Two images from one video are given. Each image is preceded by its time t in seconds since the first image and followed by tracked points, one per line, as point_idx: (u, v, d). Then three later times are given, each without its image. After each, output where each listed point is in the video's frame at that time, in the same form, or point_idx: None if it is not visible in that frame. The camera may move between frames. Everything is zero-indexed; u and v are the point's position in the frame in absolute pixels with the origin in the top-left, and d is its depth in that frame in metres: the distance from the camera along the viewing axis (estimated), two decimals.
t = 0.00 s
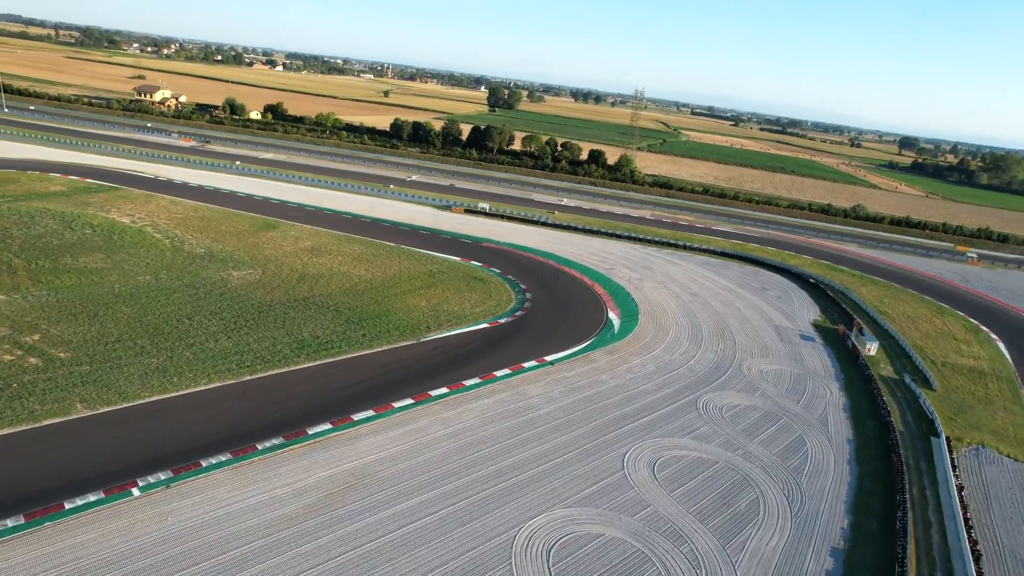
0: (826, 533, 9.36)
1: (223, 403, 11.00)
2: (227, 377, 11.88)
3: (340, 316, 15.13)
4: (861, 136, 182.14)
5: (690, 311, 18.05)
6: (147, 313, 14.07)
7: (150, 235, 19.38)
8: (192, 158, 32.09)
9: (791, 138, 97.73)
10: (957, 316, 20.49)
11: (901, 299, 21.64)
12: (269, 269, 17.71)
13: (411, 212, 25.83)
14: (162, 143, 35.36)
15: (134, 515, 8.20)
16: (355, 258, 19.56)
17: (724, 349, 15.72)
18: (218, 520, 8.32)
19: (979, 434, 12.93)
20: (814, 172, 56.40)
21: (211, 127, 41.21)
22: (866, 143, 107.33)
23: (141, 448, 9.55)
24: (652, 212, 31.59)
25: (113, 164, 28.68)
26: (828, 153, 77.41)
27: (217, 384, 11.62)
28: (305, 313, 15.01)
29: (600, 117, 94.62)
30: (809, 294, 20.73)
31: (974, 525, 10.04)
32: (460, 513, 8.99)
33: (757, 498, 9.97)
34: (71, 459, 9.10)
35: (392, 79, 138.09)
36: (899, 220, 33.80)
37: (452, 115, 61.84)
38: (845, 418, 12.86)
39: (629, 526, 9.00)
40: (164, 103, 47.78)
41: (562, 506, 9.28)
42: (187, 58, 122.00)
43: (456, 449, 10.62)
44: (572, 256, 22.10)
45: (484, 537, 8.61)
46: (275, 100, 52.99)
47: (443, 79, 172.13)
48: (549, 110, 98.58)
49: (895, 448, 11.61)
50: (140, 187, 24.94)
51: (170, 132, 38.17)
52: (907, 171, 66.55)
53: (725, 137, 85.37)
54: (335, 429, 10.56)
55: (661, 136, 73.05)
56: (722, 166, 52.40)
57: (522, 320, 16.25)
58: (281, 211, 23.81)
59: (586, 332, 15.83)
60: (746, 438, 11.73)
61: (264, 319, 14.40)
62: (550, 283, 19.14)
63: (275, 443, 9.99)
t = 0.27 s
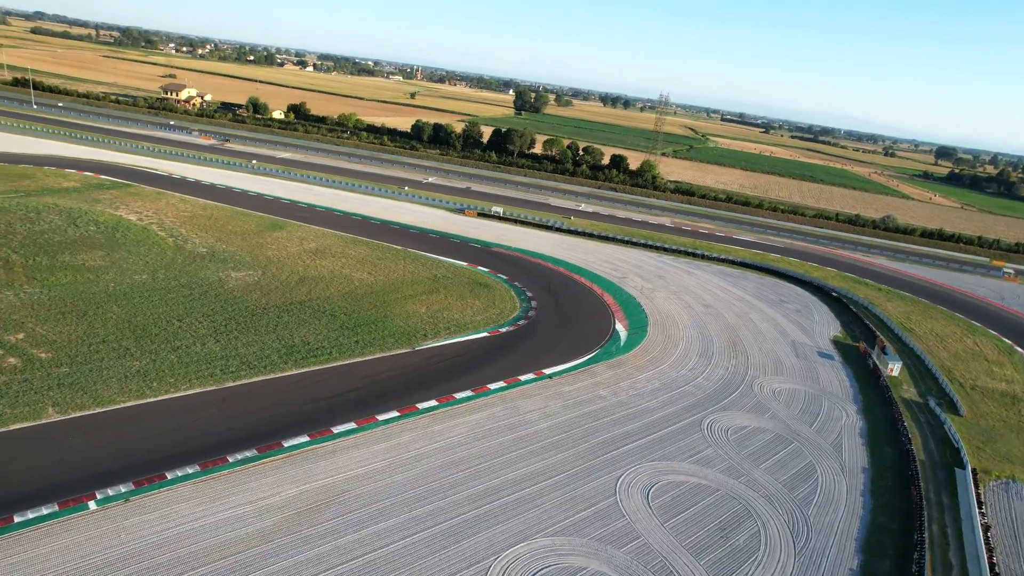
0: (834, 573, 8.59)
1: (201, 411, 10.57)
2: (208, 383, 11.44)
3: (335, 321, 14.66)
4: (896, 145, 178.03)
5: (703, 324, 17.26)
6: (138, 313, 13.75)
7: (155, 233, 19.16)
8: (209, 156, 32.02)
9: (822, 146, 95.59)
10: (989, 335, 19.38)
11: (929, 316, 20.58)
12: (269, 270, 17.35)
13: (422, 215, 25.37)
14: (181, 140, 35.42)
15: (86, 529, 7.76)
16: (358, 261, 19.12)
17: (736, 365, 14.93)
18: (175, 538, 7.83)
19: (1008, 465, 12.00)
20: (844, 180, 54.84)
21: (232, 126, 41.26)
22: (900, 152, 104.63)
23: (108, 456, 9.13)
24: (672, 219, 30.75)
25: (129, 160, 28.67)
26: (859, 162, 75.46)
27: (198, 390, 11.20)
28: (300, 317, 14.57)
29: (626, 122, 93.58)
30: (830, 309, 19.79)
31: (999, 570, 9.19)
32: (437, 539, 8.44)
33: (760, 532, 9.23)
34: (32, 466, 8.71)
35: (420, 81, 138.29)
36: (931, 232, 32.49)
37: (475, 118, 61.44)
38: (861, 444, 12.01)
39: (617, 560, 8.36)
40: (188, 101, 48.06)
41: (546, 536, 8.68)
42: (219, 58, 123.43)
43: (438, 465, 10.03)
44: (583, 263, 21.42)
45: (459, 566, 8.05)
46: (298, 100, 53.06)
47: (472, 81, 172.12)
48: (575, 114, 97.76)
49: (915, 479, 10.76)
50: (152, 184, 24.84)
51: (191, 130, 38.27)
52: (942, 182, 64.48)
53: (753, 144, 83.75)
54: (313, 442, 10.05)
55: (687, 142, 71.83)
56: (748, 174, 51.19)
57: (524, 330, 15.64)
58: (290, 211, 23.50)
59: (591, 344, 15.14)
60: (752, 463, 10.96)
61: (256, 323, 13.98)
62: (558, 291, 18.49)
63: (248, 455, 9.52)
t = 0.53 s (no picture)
0: None
1: (180, 422, 10.18)
2: (192, 392, 11.07)
3: (332, 328, 14.23)
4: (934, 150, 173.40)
5: (718, 336, 16.46)
6: (130, 318, 13.48)
7: (162, 235, 18.98)
8: (228, 158, 32.01)
9: (856, 152, 93.17)
10: None
11: (962, 330, 19.47)
12: (271, 275, 17.02)
13: (435, 219, 24.91)
14: (202, 142, 35.53)
15: (36, 550, 7.36)
16: (364, 266, 18.71)
17: (749, 381, 14.13)
18: (130, 560, 7.40)
19: None
20: (877, 187, 53.15)
21: (254, 129, 41.36)
22: (938, 158, 101.57)
23: (75, 469, 8.77)
24: (694, 225, 29.86)
25: (147, 162, 28.72)
26: (895, 168, 73.27)
27: (180, 399, 10.82)
28: (295, 324, 14.17)
29: (654, 126, 92.36)
30: (855, 321, 18.82)
31: None
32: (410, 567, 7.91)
33: (763, 568, 8.50)
34: None
35: (448, 85, 138.44)
36: (967, 241, 31.08)
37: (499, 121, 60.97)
38: (881, 471, 11.16)
39: None
40: (213, 104, 48.40)
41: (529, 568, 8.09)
42: (251, 62, 124.85)
43: (421, 485, 9.48)
44: (596, 270, 20.73)
45: None
46: (321, 103, 53.15)
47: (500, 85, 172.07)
48: (602, 118, 96.78)
49: (939, 513, 9.90)
50: (166, 185, 24.78)
51: (212, 132, 38.42)
52: (982, 189, 62.21)
53: (784, 149, 81.93)
54: (290, 458, 9.58)
55: (715, 147, 70.46)
56: (776, 179, 49.89)
57: (528, 340, 15.03)
58: (301, 214, 23.22)
59: (597, 356, 14.47)
60: (760, 490, 10.20)
61: (250, 329, 13.61)
62: (567, 300, 17.85)
63: (219, 471, 9.08)
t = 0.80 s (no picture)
0: None
1: (157, 433, 9.77)
2: (173, 401, 10.67)
3: (327, 336, 13.77)
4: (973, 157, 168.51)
5: (733, 349, 15.65)
6: (122, 322, 13.19)
7: (168, 238, 18.80)
8: (246, 161, 31.97)
9: (891, 158, 90.67)
10: None
11: (997, 346, 18.34)
12: (272, 279, 16.66)
13: (447, 223, 24.43)
14: (222, 144, 35.61)
15: None
16: (369, 271, 18.26)
17: (763, 399, 13.31)
18: None
19: None
20: (912, 195, 51.36)
21: (276, 132, 41.41)
22: (978, 165, 98.38)
23: (38, 484, 8.38)
24: (716, 232, 28.94)
25: (165, 164, 28.75)
26: (932, 175, 70.95)
27: (160, 409, 10.43)
28: (289, 331, 13.73)
29: (683, 131, 90.96)
30: (883, 336, 17.81)
31: None
32: None
33: None
34: None
35: (476, 89, 138.38)
36: (1006, 251, 29.61)
37: (523, 124, 60.40)
38: (905, 502, 10.29)
39: None
40: (238, 107, 48.69)
41: None
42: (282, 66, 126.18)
43: (400, 507, 8.92)
44: (610, 278, 20.02)
45: None
46: (345, 106, 53.17)
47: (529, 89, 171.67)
48: (630, 122, 95.64)
49: (968, 552, 9.01)
50: (180, 187, 24.69)
51: (234, 135, 38.51)
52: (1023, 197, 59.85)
53: (816, 155, 79.94)
54: (264, 475, 9.09)
55: (744, 152, 69.02)
56: (806, 185, 48.51)
57: (531, 352, 14.40)
58: (311, 217, 22.92)
59: (602, 369, 13.78)
60: (769, 522, 9.43)
61: (242, 336, 13.21)
62: (576, 309, 17.18)
63: (189, 488, 8.62)
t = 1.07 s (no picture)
0: None
1: (129, 442, 9.39)
2: (151, 409, 10.30)
3: (321, 343, 13.33)
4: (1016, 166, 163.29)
5: (748, 365, 14.85)
6: (112, 325, 12.91)
7: (174, 239, 18.60)
8: (264, 162, 31.89)
9: (929, 166, 87.93)
10: None
11: None
12: (273, 283, 16.31)
13: (460, 228, 23.94)
14: (242, 145, 35.62)
15: None
16: (373, 276, 17.82)
17: (776, 419, 12.51)
18: None
19: None
20: (949, 204, 49.52)
21: (297, 133, 41.40)
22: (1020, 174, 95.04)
23: None
24: (739, 240, 28.00)
25: (182, 164, 28.75)
26: (971, 183, 68.55)
27: (136, 417, 10.05)
28: (282, 337, 13.31)
29: (712, 136, 89.37)
30: (910, 353, 16.83)
31: None
32: None
33: None
34: None
35: (504, 92, 138.07)
36: None
37: (547, 128, 59.75)
38: (926, 540, 9.43)
39: None
40: (262, 109, 48.89)
41: None
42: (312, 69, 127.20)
43: (376, 530, 8.39)
44: (623, 288, 19.33)
45: None
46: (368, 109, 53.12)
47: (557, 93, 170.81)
48: (658, 127, 94.36)
49: None
50: (193, 188, 24.58)
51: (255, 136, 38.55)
52: None
53: (850, 162, 77.86)
54: (233, 492, 8.64)
55: (774, 158, 67.45)
56: (836, 193, 47.07)
57: (533, 363, 13.79)
58: (321, 220, 22.60)
59: (606, 384, 13.12)
60: (774, 558, 8.69)
61: (232, 342, 12.83)
62: (584, 320, 16.54)
63: (153, 505, 8.21)
